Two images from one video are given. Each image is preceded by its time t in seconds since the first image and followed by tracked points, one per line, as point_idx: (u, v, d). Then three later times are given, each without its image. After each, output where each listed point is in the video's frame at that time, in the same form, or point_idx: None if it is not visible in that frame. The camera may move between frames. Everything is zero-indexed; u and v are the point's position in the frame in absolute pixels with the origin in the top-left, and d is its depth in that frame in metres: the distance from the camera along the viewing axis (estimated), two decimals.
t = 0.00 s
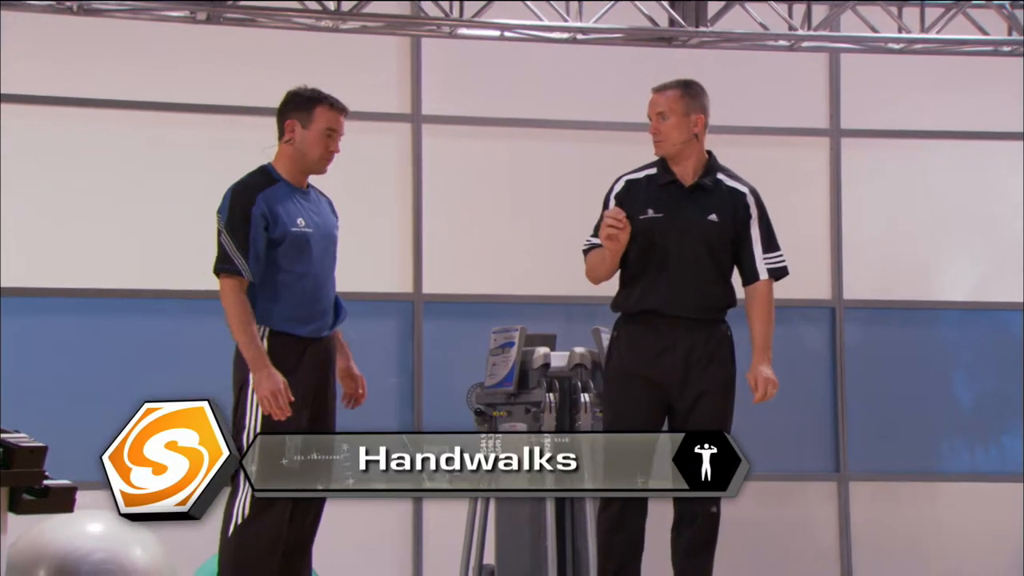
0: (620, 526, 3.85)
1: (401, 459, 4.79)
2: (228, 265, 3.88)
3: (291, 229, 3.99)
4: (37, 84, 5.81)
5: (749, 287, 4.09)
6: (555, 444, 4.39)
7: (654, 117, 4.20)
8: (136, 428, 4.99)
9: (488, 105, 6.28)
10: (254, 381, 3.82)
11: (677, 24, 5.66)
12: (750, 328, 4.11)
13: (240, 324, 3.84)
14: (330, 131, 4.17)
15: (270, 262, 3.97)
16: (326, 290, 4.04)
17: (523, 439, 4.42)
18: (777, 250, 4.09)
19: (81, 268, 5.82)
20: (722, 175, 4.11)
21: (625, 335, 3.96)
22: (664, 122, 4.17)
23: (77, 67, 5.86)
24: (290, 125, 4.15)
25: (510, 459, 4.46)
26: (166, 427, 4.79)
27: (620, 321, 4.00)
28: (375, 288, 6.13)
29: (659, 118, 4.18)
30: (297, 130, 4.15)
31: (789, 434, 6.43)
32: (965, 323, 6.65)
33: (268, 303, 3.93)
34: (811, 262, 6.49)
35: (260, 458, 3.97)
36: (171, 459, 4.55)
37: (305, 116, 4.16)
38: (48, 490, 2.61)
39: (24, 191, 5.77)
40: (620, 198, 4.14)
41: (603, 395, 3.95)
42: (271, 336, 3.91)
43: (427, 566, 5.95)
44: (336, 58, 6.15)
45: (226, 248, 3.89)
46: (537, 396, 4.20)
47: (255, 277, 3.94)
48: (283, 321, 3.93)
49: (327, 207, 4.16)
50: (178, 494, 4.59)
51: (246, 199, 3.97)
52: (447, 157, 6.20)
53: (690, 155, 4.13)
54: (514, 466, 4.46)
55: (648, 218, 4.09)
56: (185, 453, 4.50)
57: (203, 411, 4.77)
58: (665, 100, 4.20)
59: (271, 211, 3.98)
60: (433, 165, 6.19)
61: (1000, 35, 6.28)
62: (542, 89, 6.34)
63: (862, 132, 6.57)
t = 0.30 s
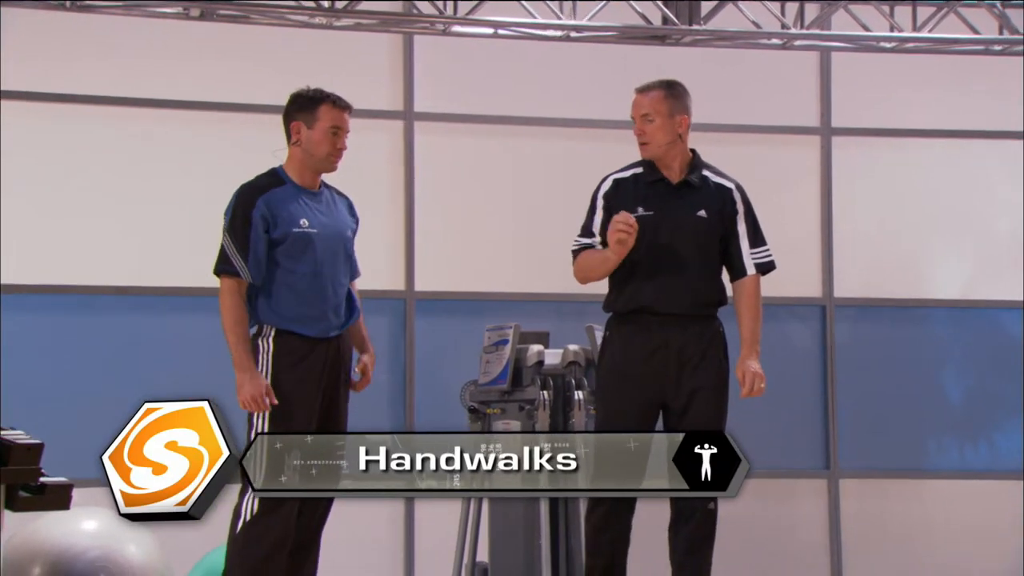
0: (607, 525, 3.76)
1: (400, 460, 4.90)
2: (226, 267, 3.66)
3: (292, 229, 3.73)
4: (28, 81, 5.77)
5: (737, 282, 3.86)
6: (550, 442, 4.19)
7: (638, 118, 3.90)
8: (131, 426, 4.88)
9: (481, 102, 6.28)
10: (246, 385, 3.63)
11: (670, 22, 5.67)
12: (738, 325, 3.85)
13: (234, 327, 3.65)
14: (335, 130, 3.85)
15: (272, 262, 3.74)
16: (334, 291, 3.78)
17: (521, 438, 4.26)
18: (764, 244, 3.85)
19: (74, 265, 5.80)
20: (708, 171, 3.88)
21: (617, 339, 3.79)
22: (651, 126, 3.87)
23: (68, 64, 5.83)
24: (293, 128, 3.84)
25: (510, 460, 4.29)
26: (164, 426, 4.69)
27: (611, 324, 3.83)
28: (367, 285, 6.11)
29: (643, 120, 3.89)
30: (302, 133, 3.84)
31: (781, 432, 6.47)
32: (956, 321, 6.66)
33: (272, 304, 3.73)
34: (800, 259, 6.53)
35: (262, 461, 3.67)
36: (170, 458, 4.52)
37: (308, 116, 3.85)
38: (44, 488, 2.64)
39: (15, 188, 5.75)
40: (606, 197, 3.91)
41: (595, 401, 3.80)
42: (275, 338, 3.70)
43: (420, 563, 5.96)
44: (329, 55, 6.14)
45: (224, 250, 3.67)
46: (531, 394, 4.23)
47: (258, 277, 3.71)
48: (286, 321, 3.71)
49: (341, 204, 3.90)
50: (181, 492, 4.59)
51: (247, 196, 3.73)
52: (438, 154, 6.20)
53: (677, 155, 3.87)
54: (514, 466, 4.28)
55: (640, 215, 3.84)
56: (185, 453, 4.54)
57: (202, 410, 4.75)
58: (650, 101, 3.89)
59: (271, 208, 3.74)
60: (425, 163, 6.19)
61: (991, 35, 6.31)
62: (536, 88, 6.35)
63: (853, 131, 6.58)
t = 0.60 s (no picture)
0: (582, 519, 4.41)
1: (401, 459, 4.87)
2: (221, 254, 4.18)
3: (288, 219, 4.24)
4: (20, 74, 5.79)
5: (709, 271, 4.54)
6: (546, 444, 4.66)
7: (602, 119, 4.56)
8: (131, 426, 4.81)
9: (471, 96, 6.27)
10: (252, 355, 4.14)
11: (661, 15, 5.71)
12: (714, 315, 4.52)
13: (232, 306, 4.17)
14: (338, 124, 4.39)
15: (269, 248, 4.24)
16: (330, 278, 4.30)
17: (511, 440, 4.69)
18: (730, 232, 4.52)
19: (67, 259, 5.85)
20: (669, 163, 4.56)
21: (591, 326, 4.46)
22: (613, 127, 4.53)
23: (59, 56, 5.85)
24: (297, 124, 4.39)
25: (510, 460, 4.71)
26: (164, 425, 4.74)
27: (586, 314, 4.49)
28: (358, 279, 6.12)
29: (606, 122, 4.55)
30: (306, 127, 4.38)
31: (769, 425, 6.49)
32: (944, 314, 6.70)
33: (268, 285, 4.23)
34: (789, 253, 6.54)
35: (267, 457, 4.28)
36: (170, 457, 4.60)
37: (313, 114, 4.39)
38: (37, 482, 2.95)
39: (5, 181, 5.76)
40: (571, 202, 4.58)
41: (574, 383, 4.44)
42: (275, 316, 4.22)
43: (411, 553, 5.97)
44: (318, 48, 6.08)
45: (220, 238, 4.19)
46: (521, 387, 4.48)
47: (257, 262, 4.24)
48: (283, 300, 4.22)
49: (344, 202, 4.40)
50: (181, 491, 4.65)
51: (245, 191, 4.26)
52: (428, 148, 6.18)
53: (638, 153, 4.54)
54: (514, 466, 4.70)
55: (607, 214, 4.53)
56: (186, 452, 4.60)
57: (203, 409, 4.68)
58: (610, 105, 4.54)
59: (270, 200, 4.25)
60: (414, 156, 6.16)
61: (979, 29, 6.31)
62: (525, 82, 6.35)
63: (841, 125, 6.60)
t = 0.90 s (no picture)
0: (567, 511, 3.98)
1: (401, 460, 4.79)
2: (215, 241, 3.81)
3: (284, 207, 3.89)
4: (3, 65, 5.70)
5: (667, 266, 4.20)
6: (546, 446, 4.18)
7: (558, 124, 4.09)
8: (131, 426, 4.54)
9: (459, 90, 6.28)
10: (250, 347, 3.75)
11: (650, 8, 5.69)
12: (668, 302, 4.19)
13: (226, 296, 3.78)
14: (331, 115, 4.03)
15: (263, 238, 3.89)
16: (324, 272, 3.95)
17: (501, 440, 4.31)
18: (689, 224, 4.17)
19: (52, 250, 5.77)
20: (625, 158, 4.14)
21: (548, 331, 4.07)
22: (573, 134, 4.06)
23: (42, 47, 5.76)
24: (289, 112, 4.03)
25: (510, 461, 4.31)
26: (163, 425, 4.44)
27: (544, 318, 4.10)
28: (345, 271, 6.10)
29: (566, 129, 4.07)
30: (297, 115, 4.01)
31: (756, 418, 6.52)
32: (929, 307, 6.71)
33: (261, 276, 3.87)
34: (774, 246, 6.58)
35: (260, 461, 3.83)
36: (169, 457, 4.34)
37: (303, 102, 4.02)
38: (28, 476, 2.96)
39: None
40: (527, 204, 4.15)
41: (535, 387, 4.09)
42: (269, 309, 3.86)
43: (399, 548, 5.98)
44: (306, 41, 6.10)
45: (215, 223, 3.82)
46: (511, 380, 4.25)
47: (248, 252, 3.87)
48: (279, 292, 3.87)
49: (334, 194, 4.07)
50: (181, 491, 4.34)
51: (239, 174, 3.89)
52: (415, 141, 6.20)
53: (594, 154, 4.11)
54: (515, 466, 4.30)
55: (568, 220, 4.08)
56: (186, 452, 4.26)
57: (205, 407, 4.33)
58: (566, 108, 4.07)
59: (266, 185, 3.90)
60: (402, 149, 6.18)
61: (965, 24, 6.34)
62: (512, 75, 6.35)
63: (826, 119, 6.61)
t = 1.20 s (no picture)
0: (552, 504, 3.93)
1: (403, 459, 4.60)
2: (211, 238, 3.64)
3: (278, 202, 3.78)
4: None
5: (632, 259, 4.18)
6: (544, 445, 4.03)
7: (542, 128, 3.94)
8: (129, 426, 3.97)
9: (441, 85, 6.28)
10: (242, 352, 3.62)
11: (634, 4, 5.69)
12: (631, 298, 4.16)
13: (220, 298, 3.62)
14: (323, 111, 3.91)
15: (256, 234, 3.77)
16: (312, 268, 3.88)
17: (488, 440, 4.23)
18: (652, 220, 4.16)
19: (33, 245, 5.73)
20: (598, 158, 4.07)
21: (529, 329, 4.03)
22: (558, 139, 3.92)
23: (23, 41, 5.72)
24: (280, 104, 3.88)
25: (509, 460, 4.13)
26: (163, 424, 3.90)
27: (524, 316, 4.05)
28: (328, 267, 6.09)
29: (552, 134, 3.92)
30: (289, 108, 3.88)
31: (738, 413, 6.56)
32: (909, 303, 6.74)
33: (253, 274, 3.76)
34: (756, 242, 6.61)
35: (265, 466, 3.67)
36: (169, 457, 3.86)
37: (297, 96, 3.87)
38: (14, 473, 2.91)
39: None
40: (505, 205, 4.05)
41: (516, 385, 4.04)
42: (260, 308, 3.75)
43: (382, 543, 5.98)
44: (287, 35, 6.08)
45: (211, 219, 3.65)
46: (497, 375, 4.24)
47: (240, 249, 3.74)
48: (272, 291, 3.77)
49: (314, 185, 3.98)
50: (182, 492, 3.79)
51: (234, 167, 3.72)
52: (399, 137, 6.20)
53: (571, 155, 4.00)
54: (514, 467, 4.08)
55: (549, 221, 4.00)
56: (185, 451, 3.74)
57: (205, 407, 3.76)
58: (553, 113, 3.90)
59: (261, 180, 3.77)
60: (385, 144, 6.18)
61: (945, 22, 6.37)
62: (495, 70, 6.36)
63: (808, 116, 6.64)
